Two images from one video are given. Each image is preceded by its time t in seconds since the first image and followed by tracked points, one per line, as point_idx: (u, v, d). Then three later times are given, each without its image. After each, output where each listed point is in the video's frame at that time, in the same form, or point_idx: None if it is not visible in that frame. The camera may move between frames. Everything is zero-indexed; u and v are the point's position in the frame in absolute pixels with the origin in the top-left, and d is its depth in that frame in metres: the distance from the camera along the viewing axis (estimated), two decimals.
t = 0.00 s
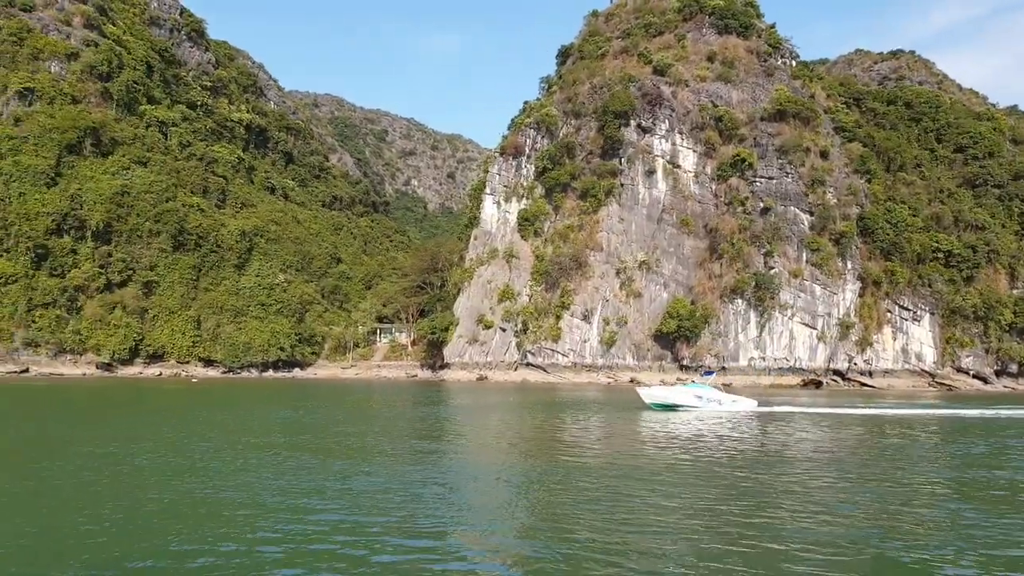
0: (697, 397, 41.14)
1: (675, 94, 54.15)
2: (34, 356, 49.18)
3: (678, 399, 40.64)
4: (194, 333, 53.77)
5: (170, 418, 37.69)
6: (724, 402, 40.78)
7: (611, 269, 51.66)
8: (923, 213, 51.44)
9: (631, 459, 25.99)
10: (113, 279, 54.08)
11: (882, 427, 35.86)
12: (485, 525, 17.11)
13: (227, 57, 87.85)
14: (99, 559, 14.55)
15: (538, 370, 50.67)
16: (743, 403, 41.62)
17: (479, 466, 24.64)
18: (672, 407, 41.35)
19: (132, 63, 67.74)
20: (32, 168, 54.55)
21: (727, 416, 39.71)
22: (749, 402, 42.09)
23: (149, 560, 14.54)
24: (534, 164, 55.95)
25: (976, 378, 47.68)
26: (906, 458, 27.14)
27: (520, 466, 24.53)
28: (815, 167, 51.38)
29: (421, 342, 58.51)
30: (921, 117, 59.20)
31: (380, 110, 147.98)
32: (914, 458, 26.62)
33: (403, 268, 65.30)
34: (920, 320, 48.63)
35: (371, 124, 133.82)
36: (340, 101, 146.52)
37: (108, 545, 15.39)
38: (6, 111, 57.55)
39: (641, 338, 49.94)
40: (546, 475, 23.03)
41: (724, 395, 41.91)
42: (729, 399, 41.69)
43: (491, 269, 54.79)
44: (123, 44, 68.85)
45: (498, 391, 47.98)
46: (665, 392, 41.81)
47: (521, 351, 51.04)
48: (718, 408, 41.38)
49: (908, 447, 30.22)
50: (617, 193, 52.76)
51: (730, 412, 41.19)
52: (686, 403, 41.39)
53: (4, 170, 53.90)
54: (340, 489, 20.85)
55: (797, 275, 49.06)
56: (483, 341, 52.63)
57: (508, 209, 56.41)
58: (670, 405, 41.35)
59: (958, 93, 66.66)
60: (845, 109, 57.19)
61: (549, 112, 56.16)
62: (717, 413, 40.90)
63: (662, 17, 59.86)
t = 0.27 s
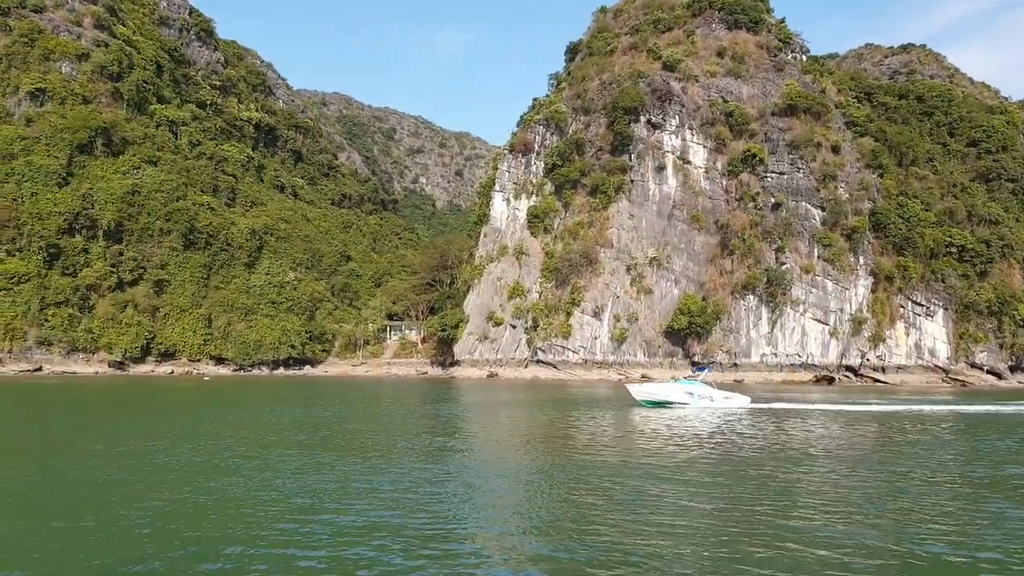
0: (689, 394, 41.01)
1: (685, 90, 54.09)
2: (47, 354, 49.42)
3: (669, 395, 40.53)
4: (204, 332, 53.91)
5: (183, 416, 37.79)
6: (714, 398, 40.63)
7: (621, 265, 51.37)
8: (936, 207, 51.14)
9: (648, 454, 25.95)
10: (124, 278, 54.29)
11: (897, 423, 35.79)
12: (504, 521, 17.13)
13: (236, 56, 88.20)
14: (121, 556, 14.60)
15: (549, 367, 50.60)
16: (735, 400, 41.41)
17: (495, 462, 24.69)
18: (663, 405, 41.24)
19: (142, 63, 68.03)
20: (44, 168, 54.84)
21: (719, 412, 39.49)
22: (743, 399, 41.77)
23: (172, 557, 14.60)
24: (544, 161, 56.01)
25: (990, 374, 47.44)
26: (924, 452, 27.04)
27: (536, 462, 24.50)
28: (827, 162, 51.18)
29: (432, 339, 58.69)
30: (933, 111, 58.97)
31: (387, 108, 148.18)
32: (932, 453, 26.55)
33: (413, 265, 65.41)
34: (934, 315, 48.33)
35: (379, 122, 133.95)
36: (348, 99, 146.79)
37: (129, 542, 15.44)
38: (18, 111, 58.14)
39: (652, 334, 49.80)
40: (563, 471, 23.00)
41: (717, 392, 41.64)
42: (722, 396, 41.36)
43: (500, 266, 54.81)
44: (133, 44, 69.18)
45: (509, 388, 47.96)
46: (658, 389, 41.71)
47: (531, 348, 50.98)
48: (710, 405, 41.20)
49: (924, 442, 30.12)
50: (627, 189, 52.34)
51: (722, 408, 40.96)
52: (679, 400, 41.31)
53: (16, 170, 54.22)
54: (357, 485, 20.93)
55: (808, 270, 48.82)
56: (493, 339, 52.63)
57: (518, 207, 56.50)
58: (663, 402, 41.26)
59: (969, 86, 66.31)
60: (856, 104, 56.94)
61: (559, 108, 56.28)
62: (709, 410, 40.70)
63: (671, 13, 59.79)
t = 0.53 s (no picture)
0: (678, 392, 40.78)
1: (695, 87, 54.08)
2: (60, 354, 49.63)
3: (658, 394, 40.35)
4: (215, 331, 54.07)
5: (195, 416, 37.86)
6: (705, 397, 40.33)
7: (632, 263, 51.27)
8: (950, 204, 50.79)
9: (663, 453, 25.90)
10: (135, 278, 54.48)
11: (911, 421, 35.64)
12: (522, 520, 17.11)
13: (245, 56, 88.43)
14: (141, 556, 14.61)
15: (559, 366, 50.51)
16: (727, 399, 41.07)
17: (508, 461, 24.70)
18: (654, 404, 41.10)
19: (152, 63, 68.25)
20: (55, 169, 55.10)
21: (709, 412, 39.21)
22: (734, 398, 41.44)
23: (192, 556, 14.62)
24: (553, 159, 55.96)
25: (1004, 372, 47.20)
26: (940, 451, 26.91)
27: (550, 462, 24.42)
28: (838, 159, 50.92)
29: (441, 338, 58.87)
30: (945, 107, 58.64)
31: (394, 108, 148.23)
32: (949, 452, 26.44)
33: (423, 264, 65.44)
34: (947, 312, 48.20)
35: (387, 121, 134.00)
36: (355, 98, 146.92)
37: (149, 542, 15.46)
38: (30, 112, 58.43)
39: (662, 333, 49.65)
40: (576, 470, 22.95)
41: (709, 391, 41.35)
42: (714, 394, 41.09)
43: (510, 264, 54.77)
44: (143, 44, 69.41)
45: (519, 387, 47.93)
46: (649, 387, 41.56)
47: (542, 347, 50.91)
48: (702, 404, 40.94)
49: (940, 441, 29.95)
50: (637, 186, 52.40)
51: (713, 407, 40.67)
52: (670, 399, 41.12)
53: (28, 170, 54.47)
54: (374, 484, 20.96)
55: (820, 268, 48.57)
56: (503, 337, 52.60)
57: (527, 205, 56.51)
58: (653, 401, 41.15)
59: (981, 82, 65.86)
60: (867, 100, 56.62)
61: (568, 106, 56.26)
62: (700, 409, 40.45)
63: (680, 9, 59.56)
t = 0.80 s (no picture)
0: (668, 390, 40.55)
1: (705, 84, 53.83)
2: (71, 352, 49.78)
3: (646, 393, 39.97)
4: (225, 329, 54.22)
5: (206, 414, 37.91)
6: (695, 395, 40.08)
7: (641, 261, 51.14)
8: (962, 201, 50.52)
9: (677, 450, 25.84)
10: (146, 276, 54.62)
11: (924, 419, 35.49)
12: (539, 517, 17.07)
13: (253, 54, 88.70)
14: (160, 553, 14.59)
15: (569, 364, 50.43)
16: (719, 397, 40.78)
17: (524, 458, 24.78)
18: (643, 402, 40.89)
19: (161, 61, 68.49)
20: (66, 167, 55.30)
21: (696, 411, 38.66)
22: (725, 396, 41.03)
23: (210, 553, 14.59)
24: (562, 157, 55.94)
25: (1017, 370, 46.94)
26: (956, 450, 26.78)
27: (564, 459, 24.46)
28: (849, 156, 50.71)
29: (450, 336, 59.00)
30: (958, 104, 58.30)
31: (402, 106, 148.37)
32: (965, 451, 26.32)
33: (432, 262, 65.51)
34: (959, 310, 47.93)
35: (395, 119, 134.12)
36: (363, 97, 147.09)
37: (167, 539, 15.45)
38: (40, 111, 58.64)
39: (672, 331, 49.53)
40: (593, 467, 22.99)
41: (699, 389, 40.95)
42: (704, 393, 40.76)
43: (519, 262, 54.77)
44: (152, 43, 69.65)
45: (529, 385, 47.90)
46: (639, 385, 41.23)
47: (551, 345, 50.84)
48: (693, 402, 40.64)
49: (955, 439, 29.81)
50: (647, 184, 52.22)
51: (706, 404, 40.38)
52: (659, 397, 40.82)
53: (39, 169, 54.62)
54: (390, 481, 21.05)
55: (831, 265, 48.39)
56: (513, 335, 52.58)
57: (536, 203, 56.49)
58: (643, 399, 40.85)
59: (993, 78, 65.45)
60: (879, 97, 56.34)
61: (578, 104, 56.22)
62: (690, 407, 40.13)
63: (690, 6, 59.44)
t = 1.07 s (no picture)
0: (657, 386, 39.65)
1: (714, 80, 53.63)
2: (80, 349, 49.95)
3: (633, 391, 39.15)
4: (233, 326, 54.34)
5: (214, 411, 37.94)
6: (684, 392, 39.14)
7: (650, 257, 51.01)
8: (972, 196, 50.23)
9: (688, 447, 25.82)
10: (154, 274, 54.70)
11: (935, 416, 35.34)
12: (552, 513, 17.03)
13: (260, 52, 88.93)
14: (173, 551, 14.55)
15: (577, 360, 50.31)
16: (709, 394, 39.80)
17: (535, 454, 24.79)
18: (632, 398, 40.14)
19: (168, 59, 68.72)
20: (75, 165, 55.38)
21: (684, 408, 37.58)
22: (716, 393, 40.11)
23: (225, 550, 14.57)
24: (570, 153, 55.90)
25: None
26: (969, 446, 26.65)
27: (576, 455, 24.46)
28: (859, 151, 50.50)
29: (458, 333, 59.09)
30: (967, 98, 57.98)
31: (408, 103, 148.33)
32: (978, 447, 26.19)
33: (440, 259, 65.50)
34: (969, 306, 47.68)
35: (401, 116, 134.09)
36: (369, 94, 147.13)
37: (181, 536, 15.43)
38: (49, 109, 58.88)
39: (680, 327, 49.39)
40: (605, 462, 22.98)
41: (689, 386, 40.03)
42: (695, 389, 39.74)
43: (527, 259, 54.73)
44: (160, 41, 69.83)
45: (537, 381, 47.85)
46: (628, 382, 40.38)
47: (559, 341, 50.75)
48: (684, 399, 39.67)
49: (968, 435, 29.68)
50: (655, 180, 52.11)
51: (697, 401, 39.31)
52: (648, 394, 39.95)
53: (47, 167, 54.74)
54: (403, 477, 21.09)
55: (841, 261, 48.22)
56: (520, 332, 52.52)
57: (544, 199, 56.43)
58: (631, 396, 40.12)
59: (1003, 73, 65.05)
60: (888, 92, 56.07)
61: (585, 100, 56.16)
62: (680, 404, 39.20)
63: (698, 2, 59.30)
